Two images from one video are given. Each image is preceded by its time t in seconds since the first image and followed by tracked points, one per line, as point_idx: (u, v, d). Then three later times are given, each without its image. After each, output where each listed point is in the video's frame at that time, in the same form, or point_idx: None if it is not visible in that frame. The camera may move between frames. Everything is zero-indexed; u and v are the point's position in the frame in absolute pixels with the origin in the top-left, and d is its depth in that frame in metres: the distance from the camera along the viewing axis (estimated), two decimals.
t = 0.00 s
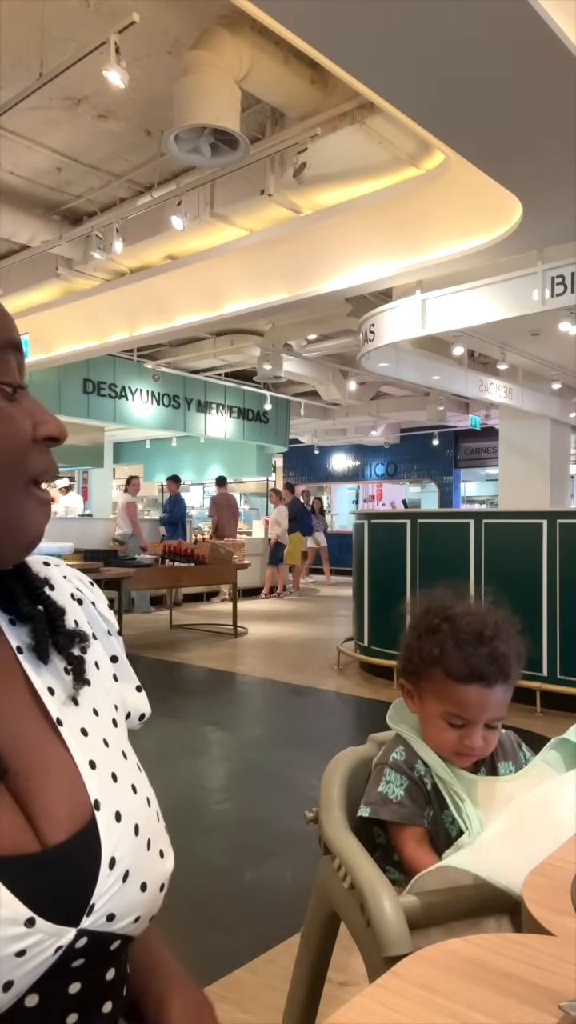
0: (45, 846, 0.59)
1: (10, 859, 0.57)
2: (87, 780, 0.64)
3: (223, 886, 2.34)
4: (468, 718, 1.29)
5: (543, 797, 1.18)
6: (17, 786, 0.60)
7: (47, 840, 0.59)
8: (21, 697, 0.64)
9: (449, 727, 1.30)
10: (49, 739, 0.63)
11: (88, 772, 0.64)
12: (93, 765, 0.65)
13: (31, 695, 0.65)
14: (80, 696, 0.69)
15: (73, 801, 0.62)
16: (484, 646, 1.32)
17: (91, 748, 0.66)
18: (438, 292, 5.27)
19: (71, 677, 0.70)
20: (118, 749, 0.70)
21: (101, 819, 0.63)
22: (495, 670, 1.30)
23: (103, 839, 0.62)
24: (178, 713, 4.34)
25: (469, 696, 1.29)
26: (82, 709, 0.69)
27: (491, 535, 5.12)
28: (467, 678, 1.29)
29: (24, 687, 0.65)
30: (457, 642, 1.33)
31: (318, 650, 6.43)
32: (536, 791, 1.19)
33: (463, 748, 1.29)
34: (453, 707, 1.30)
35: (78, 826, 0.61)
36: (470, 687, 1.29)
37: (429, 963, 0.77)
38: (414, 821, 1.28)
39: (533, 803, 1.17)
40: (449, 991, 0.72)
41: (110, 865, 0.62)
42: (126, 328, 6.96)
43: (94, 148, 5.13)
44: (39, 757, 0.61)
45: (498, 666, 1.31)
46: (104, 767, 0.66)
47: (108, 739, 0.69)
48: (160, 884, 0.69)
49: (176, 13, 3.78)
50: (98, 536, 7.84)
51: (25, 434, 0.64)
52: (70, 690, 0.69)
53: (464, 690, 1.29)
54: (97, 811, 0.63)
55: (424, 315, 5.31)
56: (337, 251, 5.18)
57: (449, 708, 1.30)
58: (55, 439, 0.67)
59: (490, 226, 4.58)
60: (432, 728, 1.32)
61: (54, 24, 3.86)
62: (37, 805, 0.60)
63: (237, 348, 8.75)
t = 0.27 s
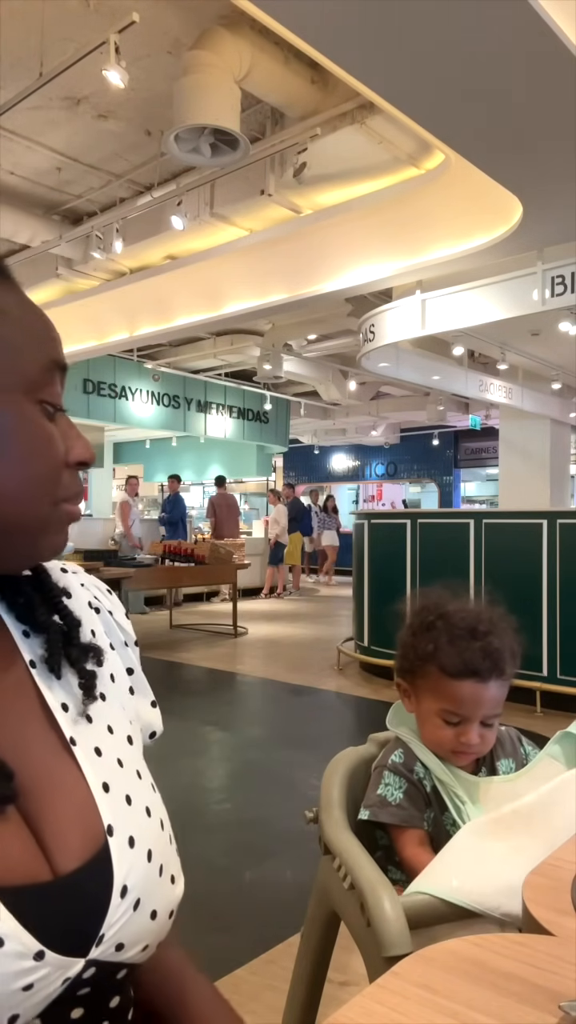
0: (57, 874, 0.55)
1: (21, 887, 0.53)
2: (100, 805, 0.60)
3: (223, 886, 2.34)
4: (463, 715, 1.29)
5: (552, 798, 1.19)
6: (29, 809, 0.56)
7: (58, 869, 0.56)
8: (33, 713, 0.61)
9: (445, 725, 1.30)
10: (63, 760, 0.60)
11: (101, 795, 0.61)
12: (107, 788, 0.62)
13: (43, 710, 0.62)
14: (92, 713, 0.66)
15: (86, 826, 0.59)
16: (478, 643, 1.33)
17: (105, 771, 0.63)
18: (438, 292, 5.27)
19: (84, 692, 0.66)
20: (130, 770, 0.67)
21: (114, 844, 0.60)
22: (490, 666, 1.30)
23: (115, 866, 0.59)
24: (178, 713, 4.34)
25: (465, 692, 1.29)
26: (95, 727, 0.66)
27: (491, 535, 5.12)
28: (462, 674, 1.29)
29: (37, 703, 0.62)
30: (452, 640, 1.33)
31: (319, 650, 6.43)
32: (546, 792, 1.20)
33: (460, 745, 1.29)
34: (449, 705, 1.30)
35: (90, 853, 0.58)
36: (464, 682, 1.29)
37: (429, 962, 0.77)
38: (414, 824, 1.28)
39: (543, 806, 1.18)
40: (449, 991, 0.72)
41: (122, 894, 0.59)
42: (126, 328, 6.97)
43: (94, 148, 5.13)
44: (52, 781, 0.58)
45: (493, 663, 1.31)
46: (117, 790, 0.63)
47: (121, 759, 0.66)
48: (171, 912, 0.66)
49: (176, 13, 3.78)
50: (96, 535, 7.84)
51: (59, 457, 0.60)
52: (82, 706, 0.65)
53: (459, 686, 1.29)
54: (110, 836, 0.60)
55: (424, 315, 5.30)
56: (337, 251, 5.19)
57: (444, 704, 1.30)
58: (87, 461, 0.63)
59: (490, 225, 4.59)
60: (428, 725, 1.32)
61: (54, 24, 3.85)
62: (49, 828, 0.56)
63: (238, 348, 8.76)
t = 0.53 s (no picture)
0: (86, 889, 0.53)
1: (51, 903, 0.51)
2: (124, 818, 0.59)
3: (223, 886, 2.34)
4: (460, 714, 1.29)
5: (551, 792, 1.18)
6: (59, 822, 0.54)
7: (88, 884, 0.53)
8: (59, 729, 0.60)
9: (443, 724, 1.30)
10: (87, 774, 0.59)
11: (125, 808, 0.59)
12: (129, 801, 0.60)
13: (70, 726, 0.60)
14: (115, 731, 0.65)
15: (113, 840, 0.57)
16: (475, 643, 1.33)
17: (126, 784, 0.62)
18: (438, 292, 5.27)
19: (107, 710, 0.65)
20: (149, 783, 0.65)
21: (139, 858, 0.58)
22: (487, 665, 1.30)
23: (141, 880, 0.57)
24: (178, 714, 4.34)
25: (462, 691, 1.29)
26: (116, 740, 0.64)
27: (491, 535, 5.12)
28: (459, 674, 1.29)
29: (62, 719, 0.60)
30: (449, 640, 1.34)
31: (319, 650, 6.43)
32: (545, 786, 1.18)
33: (458, 745, 1.29)
34: (446, 705, 1.30)
35: (118, 868, 0.56)
36: (461, 681, 1.29)
37: (428, 962, 0.77)
38: (411, 824, 1.27)
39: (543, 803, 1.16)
40: (449, 991, 0.72)
41: (145, 908, 0.56)
42: (126, 328, 6.97)
43: (94, 148, 5.13)
44: (79, 795, 0.56)
45: (490, 663, 1.31)
46: (138, 803, 0.61)
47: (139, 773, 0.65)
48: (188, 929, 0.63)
49: (175, 13, 3.78)
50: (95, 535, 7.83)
51: (85, 459, 0.55)
52: (106, 723, 0.64)
53: (456, 685, 1.29)
54: (135, 850, 0.58)
55: (424, 315, 5.30)
56: (337, 251, 5.19)
57: (442, 704, 1.30)
58: (117, 469, 0.58)
59: (490, 226, 4.59)
60: (426, 725, 1.32)
61: (54, 24, 3.85)
62: (80, 841, 0.54)
63: (238, 348, 8.76)
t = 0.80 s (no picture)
0: (109, 890, 0.54)
1: (77, 902, 0.52)
2: (140, 820, 0.59)
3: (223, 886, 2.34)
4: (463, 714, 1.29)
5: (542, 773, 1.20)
6: (85, 830, 0.55)
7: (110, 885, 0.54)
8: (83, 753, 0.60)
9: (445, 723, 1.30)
10: (102, 777, 0.59)
11: (140, 811, 0.60)
12: (144, 803, 0.61)
13: (94, 751, 0.61)
14: (141, 758, 0.65)
15: (132, 842, 0.57)
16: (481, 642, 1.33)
17: (141, 786, 0.62)
18: (438, 293, 5.26)
19: (133, 739, 0.65)
20: (162, 785, 0.66)
21: (155, 860, 0.59)
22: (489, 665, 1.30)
23: (158, 882, 0.58)
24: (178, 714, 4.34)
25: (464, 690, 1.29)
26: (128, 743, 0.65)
27: (491, 535, 5.13)
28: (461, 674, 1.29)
29: (82, 742, 0.61)
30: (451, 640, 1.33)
31: (319, 650, 6.43)
32: (534, 768, 1.21)
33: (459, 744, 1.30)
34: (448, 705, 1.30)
35: (137, 868, 0.57)
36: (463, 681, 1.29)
37: (428, 962, 0.77)
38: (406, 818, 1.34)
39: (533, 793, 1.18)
40: (447, 990, 0.72)
41: (162, 909, 0.57)
42: (126, 328, 6.97)
43: (94, 148, 5.13)
44: (95, 797, 0.57)
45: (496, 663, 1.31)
46: (152, 806, 0.62)
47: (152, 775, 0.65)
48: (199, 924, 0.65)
49: (175, 13, 3.78)
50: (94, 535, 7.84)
51: (72, 434, 0.55)
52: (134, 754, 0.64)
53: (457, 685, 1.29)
54: (152, 851, 0.59)
55: (424, 315, 5.30)
56: (336, 251, 5.19)
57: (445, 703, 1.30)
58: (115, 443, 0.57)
59: (490, 226, 4.59)
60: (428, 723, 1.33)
61: (54, 24, 3.85)
62: (105, 847, 0.55)
63: (238, 348, 8.76)
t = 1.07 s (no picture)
0: (106, 878, 0.56)
1: (76, 885, 0.54)
2: (139, 814, 0.61)
3: (223, 886, 2.34)
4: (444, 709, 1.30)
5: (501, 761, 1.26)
6: (83, 819, 0.57)
7: (108, 874, 0.56)
8: (77, 745, 0.61)
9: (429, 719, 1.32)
10: (99, 773, 0.60)
11: (139, 807, 0.61)
12: (144, 798, 0.62)
13: (88, 744, 0.62)
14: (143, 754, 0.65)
15: (130, 835, 0.59)
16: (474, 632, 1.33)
17: (141, 782, 0.63)
18: (438, 293, 5.26)
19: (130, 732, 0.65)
20: (166, 780, 0.66)
21: (154, 855, 0.60)
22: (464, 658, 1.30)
23: (156, 876, 0.59)
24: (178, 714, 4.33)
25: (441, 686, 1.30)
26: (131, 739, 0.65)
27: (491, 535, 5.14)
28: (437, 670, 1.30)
29: (81, 736, 0.62)
30: (429, 636, 1.35)
31: (319, 650, 6.42)
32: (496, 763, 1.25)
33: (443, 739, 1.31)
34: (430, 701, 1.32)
35: (135, 860, 0.58)
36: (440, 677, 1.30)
37: (428, 962, 0.77)
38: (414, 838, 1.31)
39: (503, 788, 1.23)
40: (447, 991, 0.72)
41: (162, 902, 0.59)
42: (126, 327, 6.97)
43: (94, 148, 5.13)
44: (92, 792, 0.58)
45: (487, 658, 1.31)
46: (153, 801, 0.63)
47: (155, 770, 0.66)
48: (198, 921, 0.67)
49: (175, 13, 3.78)
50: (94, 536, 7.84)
51: (55, 424, 0.54)
52: (128, 753, 0.64)
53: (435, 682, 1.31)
54: (151, 846, 0.60)
55: (424, 315, 5.30)
56: (336, 251, 5.19)
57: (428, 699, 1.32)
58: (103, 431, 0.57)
59: (491, 225, 4.59)
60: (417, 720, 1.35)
61: (54, 24, 3.85)
62: (102, 838, 0.57)
63: (238, 348, 8.75)
